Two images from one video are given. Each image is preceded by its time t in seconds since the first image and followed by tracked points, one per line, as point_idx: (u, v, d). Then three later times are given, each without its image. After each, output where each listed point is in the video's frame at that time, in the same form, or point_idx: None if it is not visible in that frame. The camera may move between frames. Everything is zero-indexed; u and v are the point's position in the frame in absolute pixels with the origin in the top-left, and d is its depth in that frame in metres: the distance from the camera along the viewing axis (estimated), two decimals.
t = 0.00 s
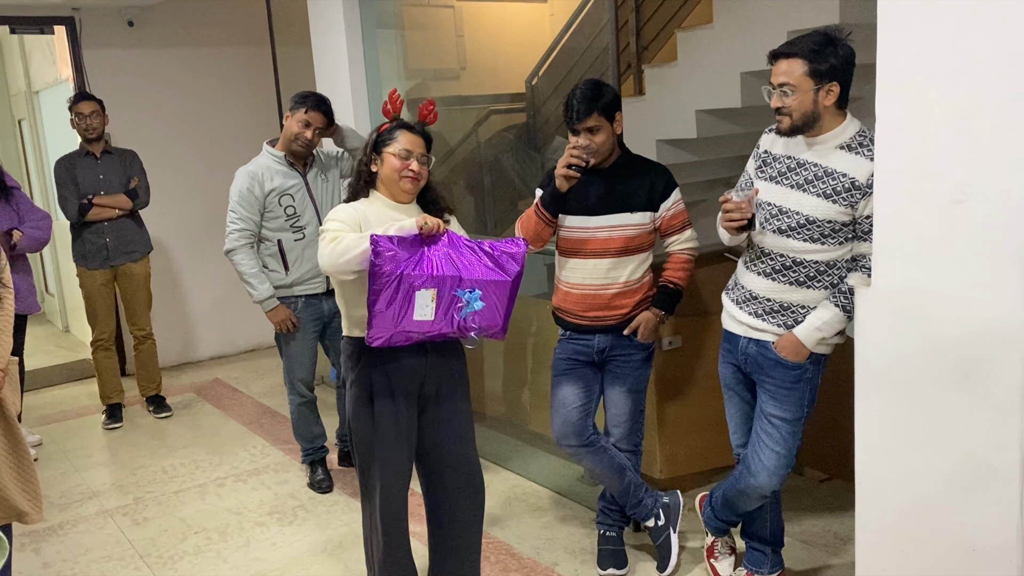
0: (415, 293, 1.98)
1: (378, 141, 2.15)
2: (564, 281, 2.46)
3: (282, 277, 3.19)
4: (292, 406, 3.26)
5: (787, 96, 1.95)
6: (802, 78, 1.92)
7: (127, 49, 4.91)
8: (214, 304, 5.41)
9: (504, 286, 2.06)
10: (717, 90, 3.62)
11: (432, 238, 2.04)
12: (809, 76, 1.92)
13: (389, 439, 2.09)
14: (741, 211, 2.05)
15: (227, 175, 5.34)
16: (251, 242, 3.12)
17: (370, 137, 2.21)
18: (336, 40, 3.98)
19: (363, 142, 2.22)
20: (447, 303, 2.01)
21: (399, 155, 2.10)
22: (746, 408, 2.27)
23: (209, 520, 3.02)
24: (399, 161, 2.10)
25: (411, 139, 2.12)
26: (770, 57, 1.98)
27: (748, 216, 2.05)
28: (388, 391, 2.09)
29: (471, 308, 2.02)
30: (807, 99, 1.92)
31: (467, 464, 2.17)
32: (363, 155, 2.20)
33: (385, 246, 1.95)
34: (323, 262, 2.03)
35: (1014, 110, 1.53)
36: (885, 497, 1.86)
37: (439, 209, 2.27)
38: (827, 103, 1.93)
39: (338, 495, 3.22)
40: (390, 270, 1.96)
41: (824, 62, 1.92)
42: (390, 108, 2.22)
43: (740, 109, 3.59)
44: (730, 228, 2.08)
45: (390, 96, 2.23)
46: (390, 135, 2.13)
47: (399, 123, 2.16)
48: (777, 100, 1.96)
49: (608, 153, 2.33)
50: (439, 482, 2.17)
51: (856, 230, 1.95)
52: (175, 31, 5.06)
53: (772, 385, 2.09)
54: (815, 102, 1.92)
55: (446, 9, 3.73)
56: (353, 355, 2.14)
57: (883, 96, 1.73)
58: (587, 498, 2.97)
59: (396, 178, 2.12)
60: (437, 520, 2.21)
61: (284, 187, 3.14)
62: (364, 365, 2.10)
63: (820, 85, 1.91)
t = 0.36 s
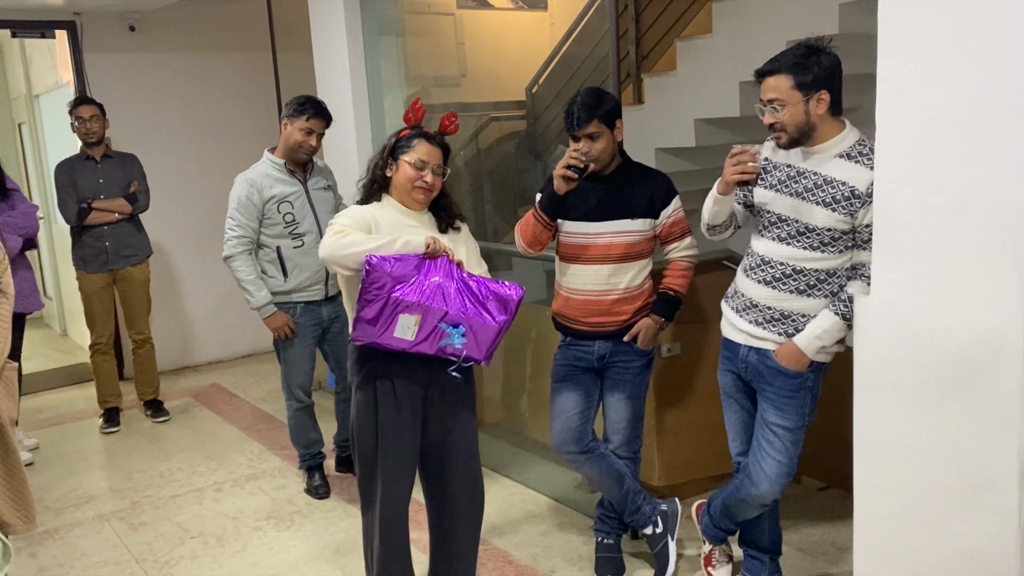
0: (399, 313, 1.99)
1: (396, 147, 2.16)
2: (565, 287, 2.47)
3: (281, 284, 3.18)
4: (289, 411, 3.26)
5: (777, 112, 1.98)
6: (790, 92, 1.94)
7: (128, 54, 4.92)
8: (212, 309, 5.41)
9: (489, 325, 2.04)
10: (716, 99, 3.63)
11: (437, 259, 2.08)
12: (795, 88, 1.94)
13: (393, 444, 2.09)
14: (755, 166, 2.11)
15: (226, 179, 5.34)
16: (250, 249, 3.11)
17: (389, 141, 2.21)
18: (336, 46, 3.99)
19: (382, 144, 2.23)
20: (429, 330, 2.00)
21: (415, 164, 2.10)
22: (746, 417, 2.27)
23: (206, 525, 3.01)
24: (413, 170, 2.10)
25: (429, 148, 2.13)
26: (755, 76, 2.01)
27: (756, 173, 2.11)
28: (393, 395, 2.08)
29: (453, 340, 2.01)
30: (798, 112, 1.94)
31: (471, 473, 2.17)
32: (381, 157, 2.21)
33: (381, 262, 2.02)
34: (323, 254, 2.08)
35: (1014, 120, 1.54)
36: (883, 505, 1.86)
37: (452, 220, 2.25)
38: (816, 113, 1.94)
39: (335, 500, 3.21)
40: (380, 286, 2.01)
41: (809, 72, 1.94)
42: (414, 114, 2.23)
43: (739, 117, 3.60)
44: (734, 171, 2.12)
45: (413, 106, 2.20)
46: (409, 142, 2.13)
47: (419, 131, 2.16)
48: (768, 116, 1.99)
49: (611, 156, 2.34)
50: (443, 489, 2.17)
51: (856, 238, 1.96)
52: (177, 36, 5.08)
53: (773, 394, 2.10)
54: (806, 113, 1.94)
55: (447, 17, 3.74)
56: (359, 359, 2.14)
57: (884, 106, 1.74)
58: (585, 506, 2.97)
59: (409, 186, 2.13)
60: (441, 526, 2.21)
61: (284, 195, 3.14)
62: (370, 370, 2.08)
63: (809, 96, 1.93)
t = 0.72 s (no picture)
0: (413, 334, 1.99)
1: (409, 153, 2.15)
2: (563, 293, 2.46)
3: (282, 289, 3.17)
4: (288, 416, 3.26)
5: (775, 116, 1.99)
6: (788, 96, 1.96)
7: (126, 56, 4.91)
8: (207, 312, 5.38)
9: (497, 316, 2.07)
10: (714, 106, 3.64)
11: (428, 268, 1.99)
12: (793, 93, 1.96)
13: (396, 453, 2.08)
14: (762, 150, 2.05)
15: (223, 182, 5.33)
16: (252, 254, 3.11)
17: (402, 146, 2.20)
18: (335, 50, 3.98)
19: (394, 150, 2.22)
20: (445, 340, 2.03)
21: (426, 172, 2.09)
22: (744, 426, 2.26)
23: (199, 530, 2.99)
24: (423, 177, 2.10)
25: (441, 156, 2.11)
26: (759, 79, 2.02)
27: (761, 155, 2.06)
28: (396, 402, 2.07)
29: (473, 339, 2.04)
30: (795, 116, 1.95)
31: (473, 480, 2.17)
32: (392, 163, 2.20)
33: (383, 292, 1.96)
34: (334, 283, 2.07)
35: (1016, 130, 1.54)
36: (883, 516, 1.85)
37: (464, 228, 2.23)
38: (815, 119, 1.94)
39: (330, 506, 3.19)
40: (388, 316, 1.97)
41: (808, 78, 1.94)
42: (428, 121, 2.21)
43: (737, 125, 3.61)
44: (743, 141, 2.06)
45: (431, 112, 2.18)
46: (421, 149, 2.12)
47: (432, 138, 2.15)
48: (768, 119, 2.00)
49: (609, 165, 2.33)
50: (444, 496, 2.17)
51: (857, 246, 1.95)
52: (175, 38, 5.06)
53: (772, 404, 2.09)
54: (804, 118, 1.95)
55: (445, 22, 3.72)
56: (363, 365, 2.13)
57: (886, 114, 1.73)
58: (582, 513, 2.96)
59: (419, 193, 2.12)
60: (439, 533, 2.20)
61: (286, 200, 3.13)
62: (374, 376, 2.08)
63: (807, 101, 1.94)
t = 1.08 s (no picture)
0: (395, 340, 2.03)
1: (408, 156, 2.15)
2: (563, 297, 2.45)
3: (298, 288, 3.17)
4: (292, 417, 3.23)
5: (779, 115, 2.01)
6: (792, 97, 1.98)
7: (126, 56, 4.90)
8: (205, 312, 5.37)
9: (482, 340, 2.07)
10: (715, 111, 3.64)
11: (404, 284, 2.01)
12: (798, 95, 1.97)
13: (400, 454, 2.08)
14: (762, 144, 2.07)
15: (222, 183, 5.32)
16: (268, 253, 3.12)
17: (404, 151, 2.20)
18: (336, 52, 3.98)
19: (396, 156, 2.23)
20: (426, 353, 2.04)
21: (427, 174, 2.09)
22: (743, 431, 2.26)
23: (196, 531, 2.98)
24: (424, 180, 2.09)
25: (441, 156, 2.11)
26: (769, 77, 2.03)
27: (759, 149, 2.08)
28: (400, 402, 2.08)
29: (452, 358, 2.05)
30: (798, 116, 1.97)
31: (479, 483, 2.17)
32: (395, 168, 2.20)
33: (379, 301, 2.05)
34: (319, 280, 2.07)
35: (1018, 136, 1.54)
36: (883, 522, 1.85)
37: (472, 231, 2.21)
38: (818, 121, 1.95)
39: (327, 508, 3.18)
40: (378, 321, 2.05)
41: (813, 80, 1.95)
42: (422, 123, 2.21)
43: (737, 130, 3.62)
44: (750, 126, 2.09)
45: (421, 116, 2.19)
46: (421, 151, 2.12)
47: (430, 139, 2.15)
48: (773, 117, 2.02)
49: (610, 168, 2.34)
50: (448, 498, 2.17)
51: (858, 251, 1.96)
52: (175, 39, 5.06)
53: (771, 407, 2.09)
54: (806, 119, 1.96)
55: (446, 24, 3.71)
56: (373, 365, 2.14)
57: (888, 118, 1.74)
58: (579, 517, 2.96)
59: (421, 196, 2.11)
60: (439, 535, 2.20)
61: (304, 200, 3.11)
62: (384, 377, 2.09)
63: (811, 103, 1.95)
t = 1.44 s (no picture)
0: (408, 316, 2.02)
1: (405, 161, 2.14)
2: (570, 298, 2.45)
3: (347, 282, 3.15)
4: (321, 409, 3.23)
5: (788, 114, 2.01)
6: (800, 98, 1.97)
7: (133, 55, 4.91)
8: (210, 311, 5.37)
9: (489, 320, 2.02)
10: (723, 113, 3.64)
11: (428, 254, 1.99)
12: (807, 95, 1.96)
13: (404, 454, 2.07)
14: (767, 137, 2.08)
15: (229, 183, 5.33)
16: (319, 246, 3.13)
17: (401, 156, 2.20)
18: (345, 50, 3.98)
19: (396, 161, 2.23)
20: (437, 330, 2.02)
21: (422, 179, 2.09)
22: (749, 433, 2.25)
23: (200, 529, 2.98)
24: (422, 185, 2.09)
25: (436, 160, 2.10)
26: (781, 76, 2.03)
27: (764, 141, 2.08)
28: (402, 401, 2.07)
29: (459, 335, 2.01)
30: (806, 116, 1.97)
31: (482, 484, 2.16)
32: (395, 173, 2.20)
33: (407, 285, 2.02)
34: (346, 288, 2.06)
35: None
36: (890, 526, 1.84)
37: (476, 230, 2.21)
38: (823, 122, 1.95)
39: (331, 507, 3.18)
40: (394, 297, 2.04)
41: (821, 80, 1.95)
42: (413, 126, 2.20)
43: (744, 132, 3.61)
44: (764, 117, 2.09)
45: (410, 120, 2.18)
46: (416, 156, 2.11)
47: (423, 142, 2.13)
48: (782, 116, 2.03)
49: (618, 169, 2.33)
50: (450, 498, 2.16)
51: (866, 253, 1.95)
52: (182, 38, 5.07)
53: (777, 410, 2.08)
54: (813, 120, 1.96)
55: (453, 24, 3.71)
56: (377, 365, 2.14)
57: (899, 120, 1.73)
58: (584, 518, 2.95)
59: (421, 200, 2.12)
60: (445, 536, 2.19)
61: (351, 193, 3.10)
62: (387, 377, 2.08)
63: (818, 104, 1.95)
